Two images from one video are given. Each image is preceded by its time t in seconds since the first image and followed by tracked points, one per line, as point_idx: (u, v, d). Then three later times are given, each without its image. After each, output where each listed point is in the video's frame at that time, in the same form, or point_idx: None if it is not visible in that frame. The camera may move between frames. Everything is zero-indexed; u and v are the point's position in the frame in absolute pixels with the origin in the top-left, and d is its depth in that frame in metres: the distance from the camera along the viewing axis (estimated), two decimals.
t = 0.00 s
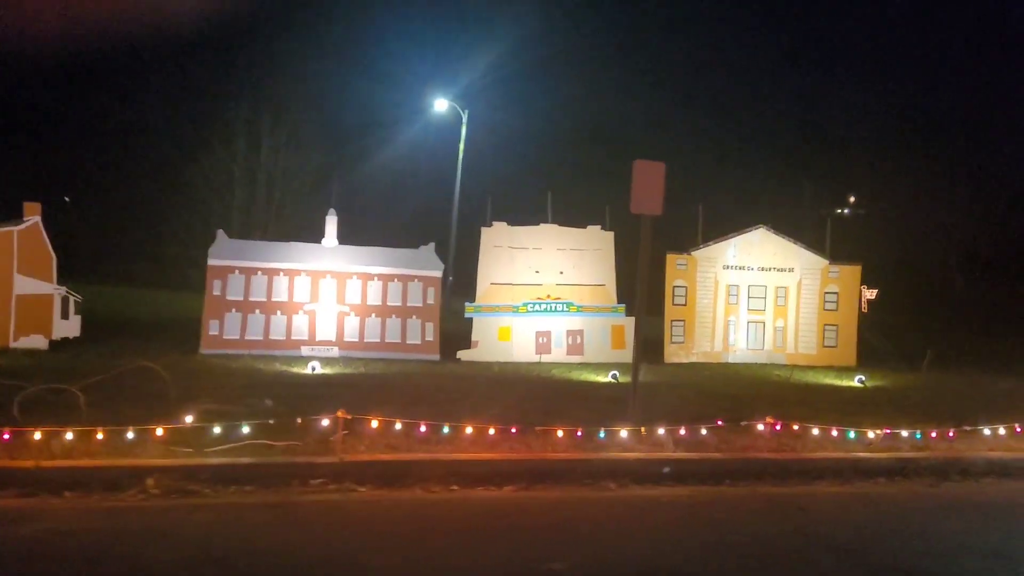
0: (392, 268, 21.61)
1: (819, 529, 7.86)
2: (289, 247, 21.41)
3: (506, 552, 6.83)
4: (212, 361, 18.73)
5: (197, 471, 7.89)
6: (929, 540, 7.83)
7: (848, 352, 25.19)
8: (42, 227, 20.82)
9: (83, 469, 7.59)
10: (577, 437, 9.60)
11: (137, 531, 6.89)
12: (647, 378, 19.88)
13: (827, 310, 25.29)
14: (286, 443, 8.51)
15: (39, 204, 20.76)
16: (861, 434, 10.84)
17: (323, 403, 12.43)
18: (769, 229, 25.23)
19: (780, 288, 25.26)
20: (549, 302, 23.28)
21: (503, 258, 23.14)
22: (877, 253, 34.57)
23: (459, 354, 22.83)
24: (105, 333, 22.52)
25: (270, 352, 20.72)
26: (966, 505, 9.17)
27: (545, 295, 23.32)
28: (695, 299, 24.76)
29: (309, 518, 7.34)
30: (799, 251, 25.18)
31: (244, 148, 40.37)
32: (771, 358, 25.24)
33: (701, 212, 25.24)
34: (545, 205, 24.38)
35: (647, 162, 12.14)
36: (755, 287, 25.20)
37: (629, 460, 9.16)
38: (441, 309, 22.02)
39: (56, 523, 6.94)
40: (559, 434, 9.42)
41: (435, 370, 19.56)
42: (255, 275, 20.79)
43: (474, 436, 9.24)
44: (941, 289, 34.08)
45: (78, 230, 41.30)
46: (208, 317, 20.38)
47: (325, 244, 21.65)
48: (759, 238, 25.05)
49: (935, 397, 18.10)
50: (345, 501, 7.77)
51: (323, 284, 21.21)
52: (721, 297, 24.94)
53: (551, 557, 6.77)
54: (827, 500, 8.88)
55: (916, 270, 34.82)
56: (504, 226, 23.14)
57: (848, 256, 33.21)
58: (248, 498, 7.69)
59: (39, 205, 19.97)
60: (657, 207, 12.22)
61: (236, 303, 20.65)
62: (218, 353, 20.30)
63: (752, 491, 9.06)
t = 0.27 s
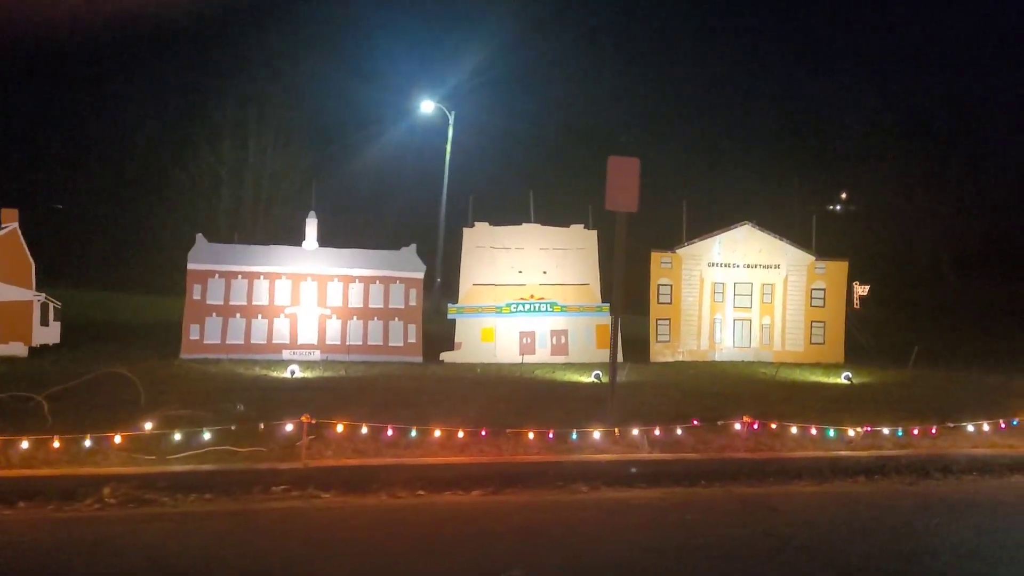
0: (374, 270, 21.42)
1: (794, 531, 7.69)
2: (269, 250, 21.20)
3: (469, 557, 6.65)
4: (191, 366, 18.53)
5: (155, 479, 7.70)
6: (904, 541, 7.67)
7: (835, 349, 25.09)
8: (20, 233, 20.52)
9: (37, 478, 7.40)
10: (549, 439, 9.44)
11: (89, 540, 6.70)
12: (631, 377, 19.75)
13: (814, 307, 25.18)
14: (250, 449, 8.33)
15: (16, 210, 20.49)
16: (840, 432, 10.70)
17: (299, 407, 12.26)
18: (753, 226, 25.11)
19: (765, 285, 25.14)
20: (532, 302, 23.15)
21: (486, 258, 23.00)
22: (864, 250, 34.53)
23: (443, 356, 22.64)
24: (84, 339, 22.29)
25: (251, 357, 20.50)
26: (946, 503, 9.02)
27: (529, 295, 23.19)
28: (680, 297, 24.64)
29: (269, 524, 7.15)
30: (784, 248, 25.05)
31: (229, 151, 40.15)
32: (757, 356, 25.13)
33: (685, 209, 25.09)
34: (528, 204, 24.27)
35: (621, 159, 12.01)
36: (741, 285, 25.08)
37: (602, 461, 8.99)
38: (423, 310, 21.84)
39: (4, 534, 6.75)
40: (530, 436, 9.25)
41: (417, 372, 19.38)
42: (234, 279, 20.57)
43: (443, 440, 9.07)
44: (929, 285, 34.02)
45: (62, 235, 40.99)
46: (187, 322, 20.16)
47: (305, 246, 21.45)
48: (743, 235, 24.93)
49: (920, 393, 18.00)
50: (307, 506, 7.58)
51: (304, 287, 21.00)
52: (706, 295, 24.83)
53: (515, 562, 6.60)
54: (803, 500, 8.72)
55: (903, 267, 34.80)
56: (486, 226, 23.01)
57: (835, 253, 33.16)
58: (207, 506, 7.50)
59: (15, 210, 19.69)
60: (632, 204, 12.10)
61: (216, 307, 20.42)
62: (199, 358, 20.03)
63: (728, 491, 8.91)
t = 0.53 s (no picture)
0: (356, 269, 21.16)
1: (767, 536, 7.50)
2: (250, 249, 20.94)
3: (430, 562, 6.45)
4: (169, 367, 18.28)
5: (108, 485, 7.47)
6: (879, 545, 7.49)
7: (822, 347, 24.96)
8: None
9: None
10: (520, 441, 9.23)
11: (34, 548, 6.47)
12: (615, 377, 19.55)
13: (801, 305, 25.03)
14: (209, 453, 8.09)
15: None
16: (818, 432, 10.53)
17: (270, 408, 12.04)
18: (739, 224, 24.96)
19: (752, 283, 24.98)
20: (517, 301, 22.96)
21: (470, 257, 22.76)
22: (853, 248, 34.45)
23: (427, 356, 22.41)
24: (63, 340, 22.00)
25: (232, 358, 20.25)
26: (925, 505, 8.84)
27: (513, 294, 22.99)
28: (666, 296, 24.49)
29: (225, 530, 6.93)
30: (770, 246, 24.91)
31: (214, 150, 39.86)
32: (744, 354, 24.99)
33: (671, 207, 24.94)
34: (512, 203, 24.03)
35: (597, 155, 11.80)
36: (727, 282, 24.91)
37: (573, 464, 8.78)
38: (407, 310, 21.60)
39: None
40: (499, 438, 9.04)
41: (399, 372, 19.17)
42: (214, 279, 20.32)
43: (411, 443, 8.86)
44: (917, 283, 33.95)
45: (47, 235, 40.63)
46: (166, 323, 19.93)
47: (287, 245, 21.17)
48: (729, 233, 24.78)
49: (905, 391, 17.86)
50: (265, 512, 7.35)
51: (285, 286, 20.73)
52: (693, 293, 24.69)
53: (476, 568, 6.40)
54: (778, 503, 8.54)
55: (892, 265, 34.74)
56: (469, 225, 22.79)
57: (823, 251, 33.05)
58: (162, 512, 7.28)
59: None
60: (608, 201, 11.87)
61: (196, 308, 20.18)
62: (178, 359, 19.83)
63: (702, 493, 8.72)
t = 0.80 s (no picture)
0: (339, 270, 21.02)
1: (733, 537, 7.47)
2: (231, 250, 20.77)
3: (389, 569, 6.39)
4: (149, 369, 18.15)
5: (61, 492, 7.36)
6: (847, 547, 7.45)
7: (807, 346, 24.99)
8: None
9: None
10: (489, 443, 9.15)
11: None
12: (598, 376, 19.50)
13: (785, 304, 25.05)
14: (167, 459, 8.00)
15: None
16: (791, 432, 10.48)
17: (243, 409, 11.94)
18: (723, 224, 24.96)
19: (737, 282, 24.98)
20: (503, 301, 22.78)
21: (455, 257, 22.54)
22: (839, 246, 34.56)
23: (410, 356, 22.23)
24: (43, 342, 21.81)
25: (212, 360, 20.13)
26: (895, 504, 8.82)
27: (499, 294, 22.78)
28: (651, 296, 24.45)
29: (178, 538, 6.86)
30: (754, 245, 24.96)
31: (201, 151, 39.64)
32: (729, 354, 24.99)
33: (656, 207, 24.97)
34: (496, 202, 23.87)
35: (572, 155, 11.75)
36: (711, 282, 24.91)
37: (540, 465, 8.73)
38: (390, 310, 21.51)
39: None
40: (467, 441, 8.96)
41: (381, 374, 19.08)
42: (194, 280, 20.17)
43: (376, 446, 8.78)
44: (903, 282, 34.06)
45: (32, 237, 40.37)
46: (146, 324, 19.80)
47: (269, 245, 20.99)
48: (713, 233, 24.79)
49: (886, 389, 17.90)
50: (224, 519, 7.28)
51: (267, 287, 20.58)
52: (677, 293, 24.66)
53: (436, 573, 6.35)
54: (748, 503, 8.51)
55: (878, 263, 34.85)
56: (455, 225, 22.48)
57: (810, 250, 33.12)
58: (116, 520, 7.18)
59: None
60: (584, 200, 11.82)
61: (176, 309, 20.04)
62: (157, 362, 19.72)
63: (670, 494, 8.69)
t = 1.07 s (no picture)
0: (319, 270, 20.81)
1: (699, 540, 7.29)
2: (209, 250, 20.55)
3: None
4: (124, 371, 17.91)
5: (5, 498, 7.15)
6: (815, 551, 7.28)
7: (793, 345, 24.86)
8: None
9: None
10: (454, 445, 8.96)
11: None
12: (580, 376, 19.34)
13: (771, 303, 24.91)
14: (119, 464, 7.80)
15: None
16: (765, 432, 10.31)
17: (212, 412, 11.72)
18: (709, 223, 24.82)
19: (722, 282, 24.84)
20: (486, 301, 22.60)
21: (437, 257, 22.32)
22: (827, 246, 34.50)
23: (392, 357, 22.00)
24: (19, 344, 21.51)
25: (190, 362, 19.89)
26: (868, 505, 8.65)
27: (481, 295, 22.61)
28: (636, 295, 24.27)
29: (123, 545, 6.68)
30: (740, 244, 24.82)
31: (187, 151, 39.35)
32: (715, 353, 24.84)
33: (640, 206, 24.83)
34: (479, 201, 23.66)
35: (544, 152, 11.55)
36: (697, 281, 24.76)
37: (506, 468, 8.55)
38: (371, 311, 21.30)
39: None
40: (432, 444, 8.77)
41: (361, 375, 18.87)
42: (172, 281, 19.94)
43: (337, 449, 8.58)
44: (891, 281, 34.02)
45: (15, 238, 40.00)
46: (122, 326, 19.55)
47: (248, 246, 20.78)
48: (699, 232, 24.64)
49: (869, 389, 17.78)
50: (173, 526, 7.09)
51: (246, 288, 20.38)
52: (663, 292, 24.49)
53: None
54: (717, 505, 8.33)
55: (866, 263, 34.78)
56: (437, 224, 22.26)
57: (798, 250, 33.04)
58: (62, 527, 6.98)
59: None
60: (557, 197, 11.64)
61: (153, 310, 19.82)
62: (134, 363, 19.48)
63: (638, 497, 8.52)
